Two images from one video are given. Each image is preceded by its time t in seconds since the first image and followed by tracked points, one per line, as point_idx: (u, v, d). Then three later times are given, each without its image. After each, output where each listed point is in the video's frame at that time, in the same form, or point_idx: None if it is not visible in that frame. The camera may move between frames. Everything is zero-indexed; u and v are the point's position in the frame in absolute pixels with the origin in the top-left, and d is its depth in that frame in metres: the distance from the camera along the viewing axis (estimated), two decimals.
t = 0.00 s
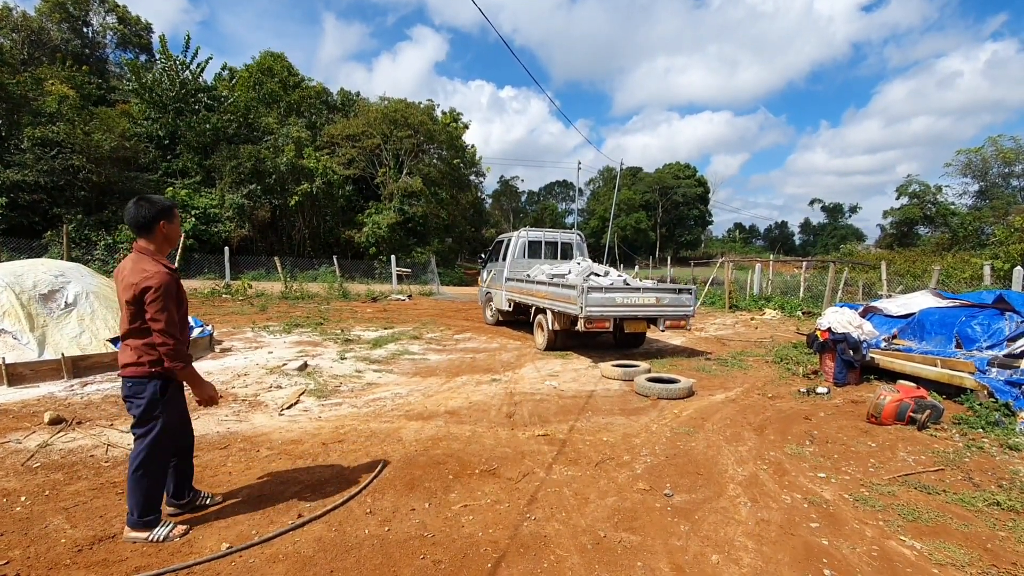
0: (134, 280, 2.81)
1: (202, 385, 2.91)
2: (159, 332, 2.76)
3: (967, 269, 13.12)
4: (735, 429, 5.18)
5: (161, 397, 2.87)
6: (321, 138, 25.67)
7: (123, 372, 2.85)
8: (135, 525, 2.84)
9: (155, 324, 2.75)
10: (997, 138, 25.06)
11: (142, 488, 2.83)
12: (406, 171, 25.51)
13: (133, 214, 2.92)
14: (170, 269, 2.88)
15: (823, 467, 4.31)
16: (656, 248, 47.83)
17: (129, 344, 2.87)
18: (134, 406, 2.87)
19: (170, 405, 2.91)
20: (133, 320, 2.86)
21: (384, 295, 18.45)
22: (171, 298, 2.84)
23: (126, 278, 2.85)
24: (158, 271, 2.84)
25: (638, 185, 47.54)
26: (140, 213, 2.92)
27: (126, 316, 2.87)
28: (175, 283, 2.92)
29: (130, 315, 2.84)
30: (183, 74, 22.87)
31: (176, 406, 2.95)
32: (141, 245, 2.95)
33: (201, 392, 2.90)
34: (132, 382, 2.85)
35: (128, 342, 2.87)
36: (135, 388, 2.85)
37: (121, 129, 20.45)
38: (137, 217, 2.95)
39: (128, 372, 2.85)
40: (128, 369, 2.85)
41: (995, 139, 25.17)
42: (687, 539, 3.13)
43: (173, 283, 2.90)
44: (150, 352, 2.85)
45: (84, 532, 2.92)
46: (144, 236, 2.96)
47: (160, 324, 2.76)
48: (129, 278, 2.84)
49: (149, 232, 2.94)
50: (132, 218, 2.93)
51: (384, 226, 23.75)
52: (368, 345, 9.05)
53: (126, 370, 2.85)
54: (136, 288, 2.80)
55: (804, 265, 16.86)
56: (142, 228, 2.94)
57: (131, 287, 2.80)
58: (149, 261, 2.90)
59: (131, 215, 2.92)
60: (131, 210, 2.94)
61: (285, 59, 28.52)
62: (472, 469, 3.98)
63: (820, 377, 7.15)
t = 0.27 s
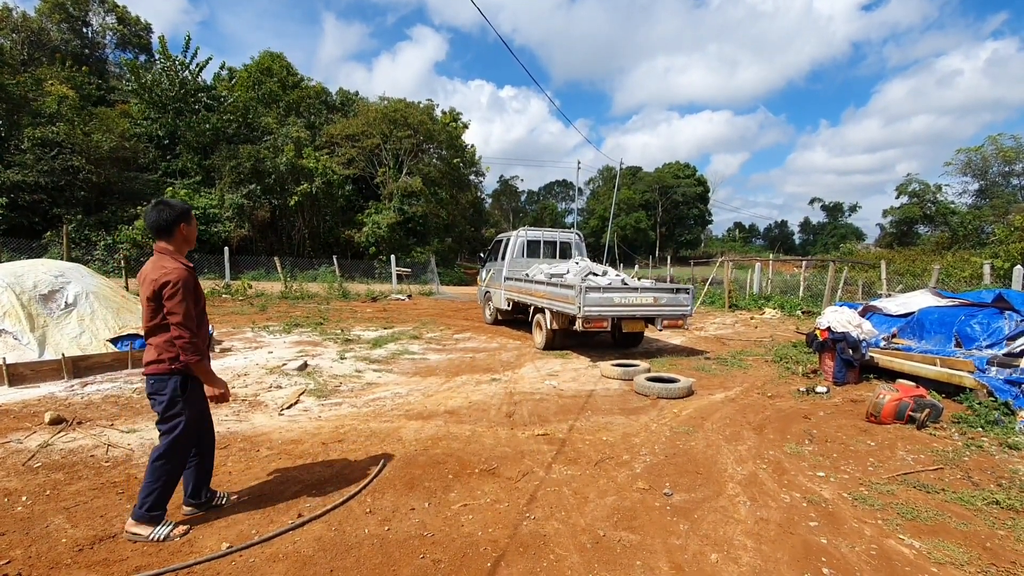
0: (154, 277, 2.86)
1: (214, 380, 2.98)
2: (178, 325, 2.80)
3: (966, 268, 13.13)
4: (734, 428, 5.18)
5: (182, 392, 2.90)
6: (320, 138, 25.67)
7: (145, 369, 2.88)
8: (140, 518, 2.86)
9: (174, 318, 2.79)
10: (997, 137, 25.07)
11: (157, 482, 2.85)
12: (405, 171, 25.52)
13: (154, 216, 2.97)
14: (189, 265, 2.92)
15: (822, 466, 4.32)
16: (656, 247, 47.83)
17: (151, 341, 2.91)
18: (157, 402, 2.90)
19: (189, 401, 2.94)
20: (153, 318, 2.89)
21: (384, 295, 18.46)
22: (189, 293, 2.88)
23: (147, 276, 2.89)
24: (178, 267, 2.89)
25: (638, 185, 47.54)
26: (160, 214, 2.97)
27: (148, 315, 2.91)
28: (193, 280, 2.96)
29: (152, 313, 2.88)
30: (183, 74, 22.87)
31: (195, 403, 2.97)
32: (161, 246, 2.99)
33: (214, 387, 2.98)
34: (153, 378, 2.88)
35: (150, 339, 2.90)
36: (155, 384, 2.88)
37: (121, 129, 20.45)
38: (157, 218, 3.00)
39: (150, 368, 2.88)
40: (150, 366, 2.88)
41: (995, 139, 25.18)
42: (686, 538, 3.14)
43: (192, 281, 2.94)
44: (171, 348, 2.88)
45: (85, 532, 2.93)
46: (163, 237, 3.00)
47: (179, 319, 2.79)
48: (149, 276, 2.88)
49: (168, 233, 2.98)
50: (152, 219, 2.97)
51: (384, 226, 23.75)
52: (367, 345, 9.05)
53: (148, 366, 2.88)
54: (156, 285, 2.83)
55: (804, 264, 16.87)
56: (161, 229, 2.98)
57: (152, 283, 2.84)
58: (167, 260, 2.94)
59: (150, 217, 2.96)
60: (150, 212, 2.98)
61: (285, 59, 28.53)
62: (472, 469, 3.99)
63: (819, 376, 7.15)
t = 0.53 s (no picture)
0: (174, 272, 2.95)
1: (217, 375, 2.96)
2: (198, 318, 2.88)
3: (966, 267, 13.14)
4: (734, 427, 5.18)
5: (205, 384, 3.01)
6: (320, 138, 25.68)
7: (170, 364, 3.00)
8: (173, 498, 2.95)
9: (192, 309, 2.87)
10: (997, 136, 25.08)
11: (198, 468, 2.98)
12: (405, 170, 25.52)
13: (178, 216, 3.10)
14: (209, 262, 3.01)
15: (821, 465, 4.32)
16: (656, 247, 47.82)
17: (174, 336, 3.01)
18: (186, 396, 3.02)
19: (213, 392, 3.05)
20: (174, 314, 2.99)
21: (384, 295, 18.46)
22: (210, 288, 2.97)
23: (169, 273, 2.99)
24: (200, 262, 3.00)
25: (638, 184, 47.54)
26: (180, 214, 3.10)
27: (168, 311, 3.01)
28: (214, 277, 3.06)
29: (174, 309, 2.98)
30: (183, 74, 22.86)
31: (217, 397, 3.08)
32: (183, 244, 3.09)
33: (214, 384, 2.95)
34: (179, 371, 3.00)
35: (171, 334, 3.01)
36: (184, 378, 3.01)
37: (120, 129, 20.46)
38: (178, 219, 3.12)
39: (175, 363, 2.99)
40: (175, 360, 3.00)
41: (995, 137, 25.19)
42: (686, 537, 3.15)
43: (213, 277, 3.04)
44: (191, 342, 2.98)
45: (86, 532, 2.93)
46: (184, 237, 3.12)
47: (198, 311, 2.88)
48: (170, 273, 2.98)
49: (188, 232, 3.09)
50: (174, 220, 3.10)
51: (384, 225, 23.74)
52: (368, 345, 9.05)
53: (174, 361, 3.00)
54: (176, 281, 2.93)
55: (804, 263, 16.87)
56: (182, 228, 3.10)
57: (173, 279, 2.94)
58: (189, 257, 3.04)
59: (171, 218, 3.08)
60: (172, 214, 3.11)
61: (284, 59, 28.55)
62: (472, 468, 3.99)
63: (819, 375, 7.16)
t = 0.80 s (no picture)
0: (199, 273, 3.00)
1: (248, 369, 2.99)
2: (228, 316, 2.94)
3: (966, 266, 13.14)
4: (734, 426, 5.19)
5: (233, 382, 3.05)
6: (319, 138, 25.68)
7: (194, 363, 3.00)
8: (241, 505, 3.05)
9: (221, 308, 2.92)
10: (996, 135, 25.09)
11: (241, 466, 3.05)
12: (405, 170, 25.52)
13: (192, 216, 3.12)
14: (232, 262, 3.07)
15: (821, 464, 4.33)
16: (655, 246, 47.83)
17: (196, 337, 3.02)
18: (209, 396, 3.02)
19: (239, 389, 3.10)
20: (197, 314, 3.01)
21: (384, 295, 18.45)
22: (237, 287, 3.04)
23: (191, 273, 3.01)
24: (223, 262, 3.05)
25: (637, 184, 47.54)
26: (193, 214, 3.12)
27: (191, 312, 3.02)
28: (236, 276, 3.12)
29: (198, 309, 3.01)
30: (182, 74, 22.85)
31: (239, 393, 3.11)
32: (199, 245, 3.11)
33: (247, 376, 2.98)
34: (203, 371, 3.00)
35: (194, 334, 3.02)
36: (207, 378, 3.01)
37: (119, 130, 20.46)
38: (190, 219, 3.15)
39: (199, 363, 3.00)
40: (198, 360, 3.00)
41: (994, 136, 25.20)
42: (685, 536, 3.15)
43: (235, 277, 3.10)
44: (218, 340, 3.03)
45: (85, 532, 2.93)
46: (198, 237, 3.15)
47: (228, 310, 2.93)
48: (193, 273, 3.02)
49: (203, 231, 3.13)
50: (187, 220, 3.12)
51: (383, 226, 23.73)
52: (367, 345, 9.05)
53: (197, 361, 3.01)
54: (203, 280, 2.98)
55: (804, 263, 16.88)
56: (195, 228, 3.13)
57: (199, 279, 2.98)
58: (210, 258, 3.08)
59: (184, 217, 3.10)
60: (184, 214, 3.13)
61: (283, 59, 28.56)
62: (472, 468, 4.00)
63: (819, 374, 7.16)
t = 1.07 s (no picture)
0: (229, 273, 3.05)
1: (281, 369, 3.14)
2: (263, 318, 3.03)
3: (965, 265, 13.17)
4: (734, 426, 5.19)
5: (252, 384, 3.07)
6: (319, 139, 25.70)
7: (215, 365, 2.98)
8: (239, 512, 3.04)
9: (257, 311, 3.01)
10: (994, 135, 25.14)
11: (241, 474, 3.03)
12: (404, 171, 25.53)
13: (213, 217, 3.15)
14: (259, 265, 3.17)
15: (821, 463, 4.33)
16: (655, 246, 47.87)
17: (220, 338, 3.02)
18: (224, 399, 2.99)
19: (256, 392, 3.11)
20: (223, 315, 3.02)
21: (383, 295, 18.47)
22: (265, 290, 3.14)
23: (219, 274, 3.04)
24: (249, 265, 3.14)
25: (636, 183, 47.56)
26: (214, 216, 3.15)
27: (217, 312, 3.02)
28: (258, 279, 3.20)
29: (225, 309, 3.02)
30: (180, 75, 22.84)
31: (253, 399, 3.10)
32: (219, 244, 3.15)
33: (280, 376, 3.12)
34: (225, 373, 2.98)
35: (217, 336, 3.02)
36: (226, 380, 2.98)
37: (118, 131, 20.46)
38: (210, 220, 3.17)
39: (223, 365, 2.98)
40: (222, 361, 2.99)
41: (992, 136, 25.25)
42: (686, 536, 3.15)
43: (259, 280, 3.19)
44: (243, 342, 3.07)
45: (85, 534, 2.93)
46: (216, 239, 3.18)
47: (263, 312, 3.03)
48: (222, 273, 3.05)
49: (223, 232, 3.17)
50: (208, 220, 3.15)
51: (383, 226, 23.74)
52: (367, 346, 9.05)
53: (218, 362, 2.99)
54: (235, 281, 3.03)
55: (803, 262, 16.90)
56: (216, 229, 3.16)
57: (231, 280, 3.02)
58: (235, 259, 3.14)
59: (207, 218, 3.12)
60: (204, 214, 3.14)
61: (282, 60, 28.60)
62: (472, 468, 4.00)
63: (818, 373, 7.17)
